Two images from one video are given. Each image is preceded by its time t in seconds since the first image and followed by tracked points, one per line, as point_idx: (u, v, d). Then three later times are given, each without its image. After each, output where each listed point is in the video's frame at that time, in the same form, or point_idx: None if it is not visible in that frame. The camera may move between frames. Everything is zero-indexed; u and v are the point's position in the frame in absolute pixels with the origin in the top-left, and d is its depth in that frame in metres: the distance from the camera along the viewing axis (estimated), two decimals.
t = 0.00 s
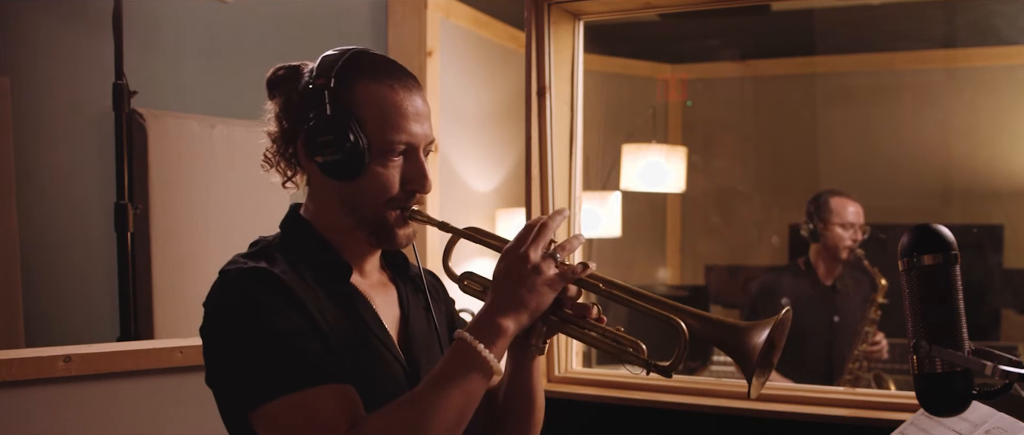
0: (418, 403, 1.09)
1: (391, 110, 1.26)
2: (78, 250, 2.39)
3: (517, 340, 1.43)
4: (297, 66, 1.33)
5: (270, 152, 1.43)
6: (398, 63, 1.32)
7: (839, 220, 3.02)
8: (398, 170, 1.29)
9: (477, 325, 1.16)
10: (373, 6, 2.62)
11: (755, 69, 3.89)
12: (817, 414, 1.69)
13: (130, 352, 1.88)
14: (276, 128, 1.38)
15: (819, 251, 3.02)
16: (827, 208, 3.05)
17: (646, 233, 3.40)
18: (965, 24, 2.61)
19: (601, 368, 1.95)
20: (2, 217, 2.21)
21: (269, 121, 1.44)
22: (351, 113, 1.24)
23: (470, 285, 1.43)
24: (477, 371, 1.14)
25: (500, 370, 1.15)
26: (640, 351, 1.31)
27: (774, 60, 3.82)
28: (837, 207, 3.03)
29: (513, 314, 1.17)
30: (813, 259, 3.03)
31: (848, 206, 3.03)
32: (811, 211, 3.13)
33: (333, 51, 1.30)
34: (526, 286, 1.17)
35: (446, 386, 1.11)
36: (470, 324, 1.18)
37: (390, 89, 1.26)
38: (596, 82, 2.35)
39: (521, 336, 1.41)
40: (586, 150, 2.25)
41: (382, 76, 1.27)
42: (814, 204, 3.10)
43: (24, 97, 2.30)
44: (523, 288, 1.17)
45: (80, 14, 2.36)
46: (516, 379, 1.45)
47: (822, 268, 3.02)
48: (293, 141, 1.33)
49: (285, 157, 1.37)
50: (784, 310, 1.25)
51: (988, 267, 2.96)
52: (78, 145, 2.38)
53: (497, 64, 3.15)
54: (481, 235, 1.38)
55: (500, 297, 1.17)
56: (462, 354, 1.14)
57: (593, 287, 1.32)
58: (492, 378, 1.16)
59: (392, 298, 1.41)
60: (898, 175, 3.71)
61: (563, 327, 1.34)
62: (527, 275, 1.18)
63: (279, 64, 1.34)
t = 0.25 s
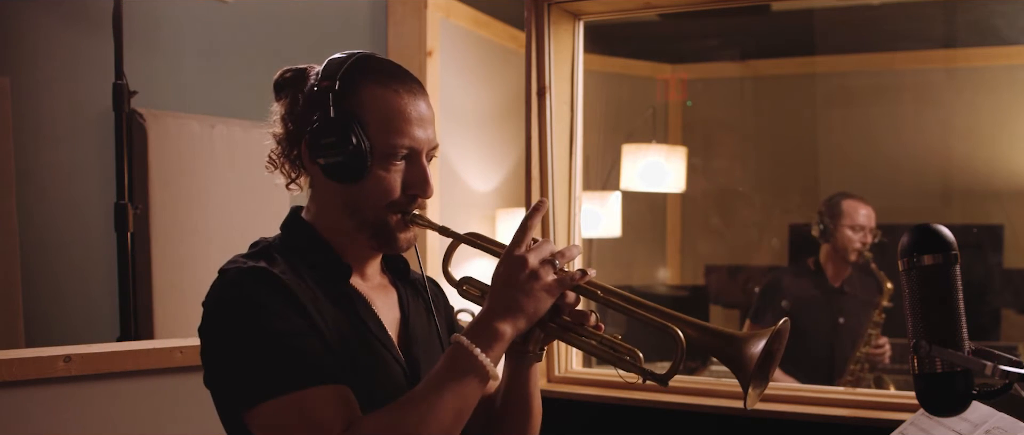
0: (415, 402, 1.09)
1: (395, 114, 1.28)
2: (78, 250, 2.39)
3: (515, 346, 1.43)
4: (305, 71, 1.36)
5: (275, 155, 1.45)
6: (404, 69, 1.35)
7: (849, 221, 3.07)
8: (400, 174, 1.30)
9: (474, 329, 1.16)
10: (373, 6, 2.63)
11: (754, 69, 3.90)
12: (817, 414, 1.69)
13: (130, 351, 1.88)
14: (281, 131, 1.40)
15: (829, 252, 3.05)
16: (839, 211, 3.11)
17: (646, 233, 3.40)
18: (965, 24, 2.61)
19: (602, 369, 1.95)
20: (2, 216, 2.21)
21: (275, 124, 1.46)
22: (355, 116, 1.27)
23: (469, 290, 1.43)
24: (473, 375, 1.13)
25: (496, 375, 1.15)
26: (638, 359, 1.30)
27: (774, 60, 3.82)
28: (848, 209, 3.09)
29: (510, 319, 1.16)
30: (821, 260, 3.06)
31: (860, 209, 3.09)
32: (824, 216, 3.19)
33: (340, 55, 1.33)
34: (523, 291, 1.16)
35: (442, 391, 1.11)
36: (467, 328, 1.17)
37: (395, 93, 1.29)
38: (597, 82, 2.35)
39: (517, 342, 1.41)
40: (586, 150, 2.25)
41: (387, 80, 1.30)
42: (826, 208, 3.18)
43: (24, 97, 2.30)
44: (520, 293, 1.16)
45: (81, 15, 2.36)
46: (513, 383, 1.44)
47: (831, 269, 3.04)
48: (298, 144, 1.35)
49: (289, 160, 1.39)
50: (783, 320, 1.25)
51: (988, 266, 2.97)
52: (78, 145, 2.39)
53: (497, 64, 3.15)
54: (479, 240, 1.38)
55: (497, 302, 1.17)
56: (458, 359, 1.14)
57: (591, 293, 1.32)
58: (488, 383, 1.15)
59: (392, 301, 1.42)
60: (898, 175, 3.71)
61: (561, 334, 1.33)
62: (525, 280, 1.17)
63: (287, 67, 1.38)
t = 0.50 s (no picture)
0: (413, 402, 1.09)
1: (390, 110, 1.26)
2: (77, 249, 2.39)
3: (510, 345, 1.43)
4: (297, 67, 1.33)
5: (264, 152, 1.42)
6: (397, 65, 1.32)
7: (858, 220, 3.04)
8: (394, 171, 1.28)
9: (474, 326, 1.16)
10: (373, 6, 2.63)
11: (754, 69, 3.90)
12: (817, 414, 1.69)
13: (130, 352, 1.88)
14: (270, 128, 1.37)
15: (836, 249, 3.03)
16: (848, 208, 3.07)
17: (646, 233, 3.40)
18: (965, 24, 2.61)
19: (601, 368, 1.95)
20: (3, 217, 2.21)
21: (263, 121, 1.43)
22: (350, 111, 1.24)
23: (464, 287, 1.43)
24: (474, 372, 1.13)
25: (496, 371, 1.15)
26: (638, 354, 1.31)
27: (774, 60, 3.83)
28: (857, 208, 3.06)
29: (510, 315, 1.17)
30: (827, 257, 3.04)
31: (869, 209, 3.06)
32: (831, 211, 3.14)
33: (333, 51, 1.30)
34: (523, 287, 1.17)
35: (443, 387, 1.11)
36: (467, 326, 1.17)
37: (390, 89, 1.27)
38: (597, 82, 2.35)
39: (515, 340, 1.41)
40: (586, 150, 2.25)
41: (382, 76, 1.27)
42: (835, 204, 3.13)
43: (24, 97, 2.30)
44: (520, 289, 1.17)
45: (82, 15, 2.36)
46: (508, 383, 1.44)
47: (836, 266, 3.02)
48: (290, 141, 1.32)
49: (280, 157, 1.36)
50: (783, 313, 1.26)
51: (988, 266, 2.98)
52: (78, 145, 2.38)
53: (497, 64, 3.15)
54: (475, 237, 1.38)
55: (496, 299, 1.17)
56: (459, 355, 1.14)
57: (590, 289, 1.31)
58: (488, 379, 1.15)
59: (383, 300, 1.41)
60: (898, 175, 3.71)
61: (561, 330, 1.34)
62: (524, 276, 1.18)
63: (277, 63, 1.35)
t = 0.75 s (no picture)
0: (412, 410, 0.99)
1: (369, 102, 1.13)
2: (77, 250, 2.38)
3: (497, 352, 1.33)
4: (260, 60, 1.15)
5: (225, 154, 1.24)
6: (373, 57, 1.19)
7: (858, 225, 3.00)
8: (372, 168, 1.14)
9: (465, 327, 1.07)
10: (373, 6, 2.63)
11: (755, 69, 3.88)
12: (817, 415, 1.68)
13: (131, 352, 1.88)
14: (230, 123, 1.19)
15: (831, 252, 3.02)
16: (847, 212, 3.01)
17: (645, 233, 3.39)
18: (965, 24, 2.61)
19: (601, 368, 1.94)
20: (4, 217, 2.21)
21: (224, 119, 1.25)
22: (325, 105, 1.10)
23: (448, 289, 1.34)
24: (466, 376, 1.04)
25: (493, 372, 1.06)
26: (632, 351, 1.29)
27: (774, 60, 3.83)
28: (858, 211, 3.00)
29: (505, 314, 1.07)
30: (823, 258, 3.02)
31: (869, 213, 3.00)
32: (829, 213, 3.08)
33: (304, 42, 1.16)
34: (515, 284, 1.08)
35: (440, 394, 1.01)
36: (457, 328, 1.08)
37: (368, 80, 1.13)
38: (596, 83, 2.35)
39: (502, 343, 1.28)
40: (586, 150, 2.25)
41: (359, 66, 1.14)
42: (834, 207, 3.06)
43: (25, 96, 2.30)
44: (512, 287, 1.08)
45: (82, 14, 2.36)
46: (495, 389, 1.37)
47: (833, 268, 3.00)
48: (255, 140, 1.15)
49: (244, 159, 1.18)
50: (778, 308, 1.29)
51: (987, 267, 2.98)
52: (76, 145, 2.38)
53: (497, 64, 3.15)
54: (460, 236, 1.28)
55: (487, 298, 1.08)
56: (451, 357, 1.04)
57: (585, 286, 1.30)
58: (485, 380, 1.06)
59: (360, 306, 1.28)
60: (898, 174, 3.70)
61: (551, 328, 1.30)
62: (518, 273, 1.09)
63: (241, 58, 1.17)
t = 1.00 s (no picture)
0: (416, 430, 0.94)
1: (350, 94, 1.04)
2: (77, 250, 2.38)
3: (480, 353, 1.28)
4: (225, 44, 1.06)
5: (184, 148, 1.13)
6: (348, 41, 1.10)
7: (853, 226, 2.96)
8: (352, 165, 1.07)
9: (464, 337, 1.03)
10: (373, 6, 2.64)
11: (755, 69, 3.89)
12: (817, 414, 1.68)
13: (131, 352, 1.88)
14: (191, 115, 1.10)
15: (827, 253, 2.98)
16: (842, 213, 2.96)
17: (645, 232, 3.42)
18: (966, 24, 2.61)
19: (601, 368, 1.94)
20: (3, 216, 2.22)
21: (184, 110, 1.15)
22: (304, 96, 1.01)
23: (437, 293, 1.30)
24: (469, 388, 1.00)
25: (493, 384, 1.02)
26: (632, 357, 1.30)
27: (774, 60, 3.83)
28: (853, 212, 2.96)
29: (505, 323, 1.04)
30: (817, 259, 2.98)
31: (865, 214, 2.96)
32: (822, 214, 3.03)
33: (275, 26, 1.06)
34: (515, 292, 1.05)
35: (440, 407, 0.97)
36: (455, 338, 1.04)
37: (348, 70, 1.05)
38: (597, 83, 2.35)
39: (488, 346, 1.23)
40: (586, 150, 2.25)
41: (337, 55, 1.05)
42: (828, 207, 3.00)
43: (24, 96, 2.33)
44: (512, 294, 1.05)
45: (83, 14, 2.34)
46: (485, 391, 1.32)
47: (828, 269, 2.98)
48: (223, 133, 1.05)
49: (209, 153, 1.09)
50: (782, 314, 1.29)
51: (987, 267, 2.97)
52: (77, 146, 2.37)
53: (497, 64, 3.15)
54: (444, 237, 1.25)
55: (487, 306, 1.04)
56: (449, 366, 1.00)
57: (584, 292, 1.28)
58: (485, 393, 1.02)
59: (336, 309, 1.20)
60: (899, 174, 3.70)
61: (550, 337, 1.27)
62: (516, 279, 1.06)
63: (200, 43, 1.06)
